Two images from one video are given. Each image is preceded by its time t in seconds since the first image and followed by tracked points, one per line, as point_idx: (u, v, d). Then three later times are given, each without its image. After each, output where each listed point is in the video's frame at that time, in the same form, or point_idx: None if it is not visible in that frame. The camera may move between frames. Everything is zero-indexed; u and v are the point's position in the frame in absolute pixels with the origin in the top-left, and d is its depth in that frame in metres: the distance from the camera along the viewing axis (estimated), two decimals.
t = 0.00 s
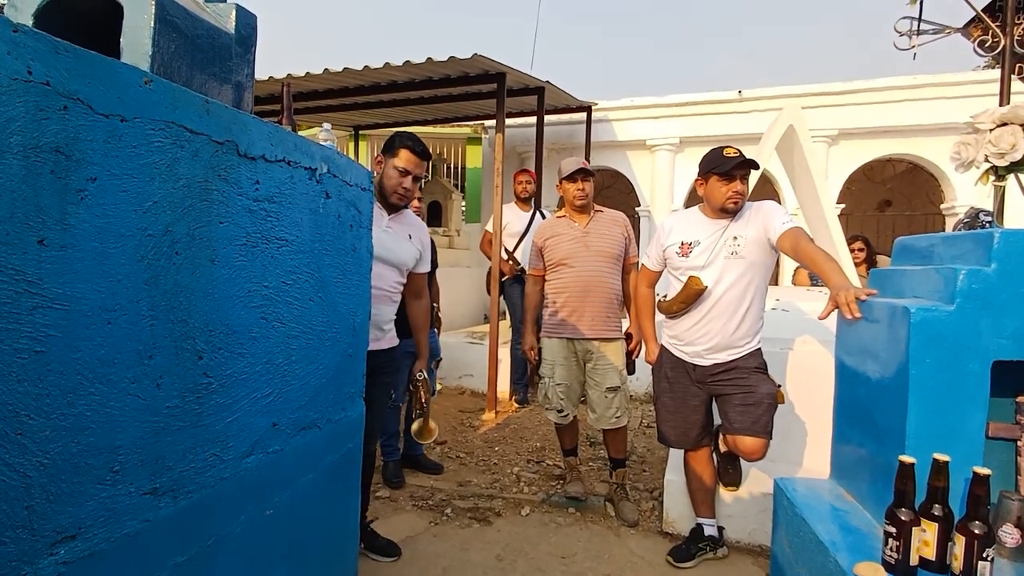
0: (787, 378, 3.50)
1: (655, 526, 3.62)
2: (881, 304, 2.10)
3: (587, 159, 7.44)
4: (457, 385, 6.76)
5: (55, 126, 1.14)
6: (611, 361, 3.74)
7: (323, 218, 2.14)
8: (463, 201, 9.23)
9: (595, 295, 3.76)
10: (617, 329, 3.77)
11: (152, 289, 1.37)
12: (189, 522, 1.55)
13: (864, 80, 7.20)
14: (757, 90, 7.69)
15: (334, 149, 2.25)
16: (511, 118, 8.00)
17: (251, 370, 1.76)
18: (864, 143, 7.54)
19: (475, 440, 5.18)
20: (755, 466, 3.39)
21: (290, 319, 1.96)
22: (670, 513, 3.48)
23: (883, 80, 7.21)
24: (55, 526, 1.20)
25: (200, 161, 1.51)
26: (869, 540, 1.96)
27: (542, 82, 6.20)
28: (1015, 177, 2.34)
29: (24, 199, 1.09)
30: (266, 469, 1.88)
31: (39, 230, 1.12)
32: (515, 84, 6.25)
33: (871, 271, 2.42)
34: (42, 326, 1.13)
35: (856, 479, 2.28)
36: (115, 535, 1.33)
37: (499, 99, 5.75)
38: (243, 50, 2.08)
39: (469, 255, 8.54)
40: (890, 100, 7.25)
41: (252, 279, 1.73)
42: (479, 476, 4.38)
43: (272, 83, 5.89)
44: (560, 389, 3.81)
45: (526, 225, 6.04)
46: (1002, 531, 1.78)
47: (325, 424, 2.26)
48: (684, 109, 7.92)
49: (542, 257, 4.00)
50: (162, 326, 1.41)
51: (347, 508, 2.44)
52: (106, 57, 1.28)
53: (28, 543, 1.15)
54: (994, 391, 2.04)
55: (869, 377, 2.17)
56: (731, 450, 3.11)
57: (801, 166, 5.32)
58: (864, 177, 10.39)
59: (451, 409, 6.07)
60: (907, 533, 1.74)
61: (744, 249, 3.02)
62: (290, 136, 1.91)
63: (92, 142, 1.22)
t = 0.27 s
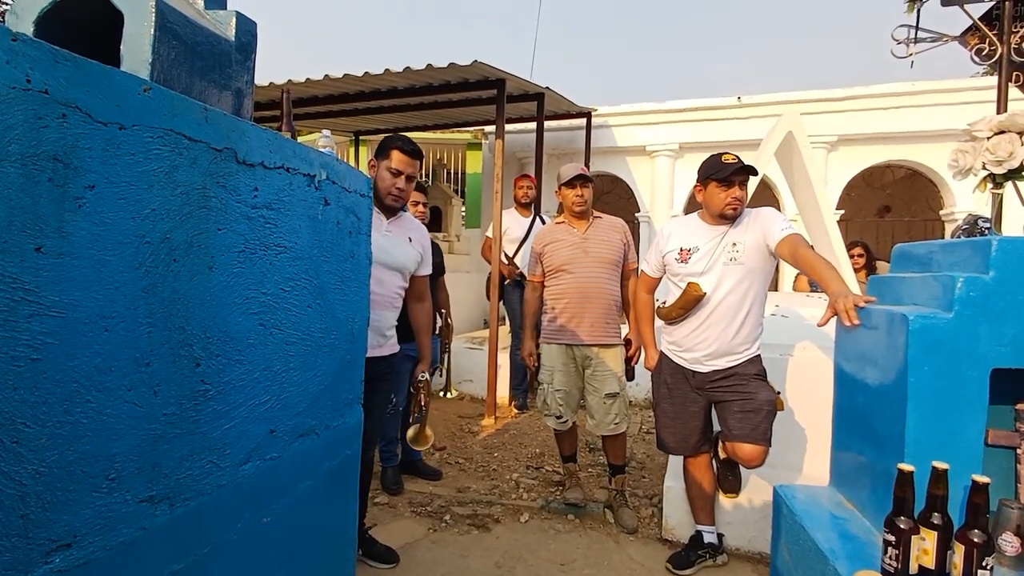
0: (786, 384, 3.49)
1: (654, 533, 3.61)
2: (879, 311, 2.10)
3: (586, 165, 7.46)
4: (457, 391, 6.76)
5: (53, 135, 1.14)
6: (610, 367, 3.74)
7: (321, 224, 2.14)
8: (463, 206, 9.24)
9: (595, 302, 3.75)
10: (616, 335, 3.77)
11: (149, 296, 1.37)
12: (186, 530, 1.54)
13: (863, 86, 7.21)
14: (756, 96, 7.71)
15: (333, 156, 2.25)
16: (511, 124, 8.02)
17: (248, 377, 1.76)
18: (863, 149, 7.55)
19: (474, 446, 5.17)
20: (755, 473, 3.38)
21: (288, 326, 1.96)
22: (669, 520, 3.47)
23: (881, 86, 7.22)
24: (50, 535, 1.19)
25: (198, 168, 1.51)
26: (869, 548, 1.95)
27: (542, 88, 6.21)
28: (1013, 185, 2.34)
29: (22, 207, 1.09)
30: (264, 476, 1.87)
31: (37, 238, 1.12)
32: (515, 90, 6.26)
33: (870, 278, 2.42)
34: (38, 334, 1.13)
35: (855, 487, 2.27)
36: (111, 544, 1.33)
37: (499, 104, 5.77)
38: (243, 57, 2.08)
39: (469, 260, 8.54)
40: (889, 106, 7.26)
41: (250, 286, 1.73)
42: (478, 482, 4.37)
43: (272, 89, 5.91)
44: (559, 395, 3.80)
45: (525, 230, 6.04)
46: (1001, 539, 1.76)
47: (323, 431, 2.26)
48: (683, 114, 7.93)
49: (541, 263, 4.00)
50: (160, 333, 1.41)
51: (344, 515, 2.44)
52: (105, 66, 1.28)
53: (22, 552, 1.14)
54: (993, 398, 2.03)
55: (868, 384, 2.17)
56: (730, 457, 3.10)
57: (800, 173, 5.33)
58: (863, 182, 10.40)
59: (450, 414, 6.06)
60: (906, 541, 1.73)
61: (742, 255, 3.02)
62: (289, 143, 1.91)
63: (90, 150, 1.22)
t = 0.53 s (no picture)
0: (786, 386, 3.49)
1: (654, 535, 3.60)
2: (878, 313, 2.10)
3: (586, 167, 7.46)
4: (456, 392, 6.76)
5: (53, 136, 1.15)
6: (609, 369, 3.74)
7: (320, 226, 2.15)
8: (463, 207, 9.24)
9: (594, 303, 3.75)
10: (615, 336, 3.77)
11: (148, 298, 1.37)
12: (184, 532, 1.54)
13: (863, 88, 7.22)
14: (756, 98, 7.72)
15: (333, 157, 2.26)
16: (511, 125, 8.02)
17: (247, 378, 1.76)
18: (862, 151, 7.56)
19: (474, 447, 5.17)
20: (754, 475, 3.38)
21: (287, 327, 1.96)
22: (669, 522, 3.47)
23: (881, 88, 7.23)
24: (48, 536, 1.19)
25: (197, 170, 1.51)
26: (868, 551, 1.95)
27: (541, 89, 6.21)
28: (1012, 187, 2.34)
29: (21, 208, 1.09)
30: (262, 477, 1.87)
31: (35, 239, 1.12)
32: (515, 92, 6.27)
33: (869, 280, 2.42)
34: (37, 335, 1.13)
35: (855, 489, 2.27)
36: (109, 545, 1.33)
37: (499, 106, 5.77)
38: (242, 59, 2.09)
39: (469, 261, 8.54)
40: (889, 108, 7.26)
41: (249, 287, 1.73)
42: (478, 484, 4.36)
43: (272, 90, 5.91)
44: (558, 397, 3.80)
45: (525, 232, 6.04)
46: (1000, 542, 1.76)
47: (322, 432, 2.25)
48: (683, 116, 7.94)
49: (541, 265, 4.00)
50: (158, 334, 1.41)
51: (343, 517, 2.43)
52: (104, 67, 1.28)
53: (20, 553, 1.14)
54: (992, 400, 2.03)
55: (867, 386, 2.17)
56: (730, 459, 3.10)
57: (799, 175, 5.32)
58: (863, 184, 10.40)
59: (449, 415, 6.06)
60: (905, 544, 1.73)
61: (742, 257, 3.02)
62: (289, 145, 1.91)
63: (89, 151, 1.22)
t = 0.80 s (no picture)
0: (786, 389, 3.49)
1: (654, 537, 3.60)
2: (879, 315, 2.10)
3: (586, 168, 7.46)
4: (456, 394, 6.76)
5: (54, 138, 1.15)
6: (610, 371, 3.74)
7: (321, 227, 2.15)
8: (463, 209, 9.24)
9: (594, 305, 3.75)
10: (615, 338, 3.77)
11: (149, 299, 1.37)
12: (184, 534, 1.54)
13: (863, 90, 7.22)
14: (756, 100, 7.72)
15: (333, 159, 2.26)
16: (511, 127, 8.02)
17: (247, 380, 1.76)
18: (863, 153, 7.56)
19: (474, 449, 5.17)
20: (754, 477, 3.38)
21: (287, 329, 1.96)
22: (669, 524, 3.47)
23: (881, 91, 7.23)
24: (47, 537, 1.19)
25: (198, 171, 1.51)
26: (868, 554, 1.95)
27: (542, 91, 6.22)
28: (1012, 190, 2.34)
29: (22, 210, 1.09)
30: (262, 479, 1.87)
31: (36, 241, 1.12)
32: (515, 93, 6.27)
33: (870, 282, 2.42)
34: (37, 337, 1.13)
35: (855, 492, 2.27)
36: (108, 547, 1.33)
37: (499, 107, 5.77)
38: (243, 61, 2.09)
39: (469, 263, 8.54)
40: (889, 110, 7.26)
41: (249, 289, 1.73)
42: (478, 485, 4.36)
43: (273, 92, 5.92)
44: (558, 399, 3.80)
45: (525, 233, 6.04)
46: (1002, 545, 1.71)
47: (322, 434, 2.25)
48: (683, 118, 7.94)
49: (541, 267, 4.00)
50: (159, 336, 1.41)
51: (343, 518, 2.43)
52: (105, 69, 1.28)
53: (20, 554, 1.14)
54: (993, 403, 2.03)
55: (867, 388, 2.17)
56: (730, 461, 3.09)
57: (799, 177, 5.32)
58: (863, 186, 10.40)
59: (449, 417, 6.06)
60: (905, 547, 1.73)
61: (742, 259, 3.02)
62: (289, 146, 1.91)
63: (90, 153, 1.22)
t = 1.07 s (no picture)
0: (784, 390, 3.49)
1: (652, 539, 3.60)
2: (876, 318, 2.10)
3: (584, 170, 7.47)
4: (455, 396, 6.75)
5: (50, 140, 1.14)
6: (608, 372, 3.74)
7: (319, 229, 2.14)
8: (461, 210, 9.24)
9: (592, 307, 3.75)
10: (613, 340, 3.77)
11: (145, 302, 1.36)
12: (180, 537, 1.53)
13: (860, 93, 7.24)
14: (754, 102, 7.73)
15: (331, 161, 2.26)
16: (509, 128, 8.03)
17: (244, 383, 1.75)
18: (860, 156, 7.58)
19: (472, 451, 5.16)
20: (752, 479, 3.38)
21: (284, 331, 1.95)
22: (667, 526, 3.47)
23: (879, 93, 7.25)
24: (42, 541, 1.18)
25: (195, 174, 1.51)
26: (865, 557, 1.95)
27: (540, 93, 6.22)
28: (1008, 193, 2.34)
29: (18, 212, 1.09)
30: (259, 481, 1.87)
31: (32, 243, 1.11)
32: (513, 95, 6.27)
33: (867, 285, 2.42)
34: (33, 339, 1.13)
35: (853, 494, 2.27)
36: (103, 551, 1.32)
37: (498, 109, 5.77)
38: (241, 62, 2.08)
39: (468, 264, 8.54)
40: (887, 112, 7.28)
41: (247, 291, 1.73)
42: (476, 488, 4.36)
43: (271, 93, 5.91)
44: (556, 401, 3.80)
45: (523, 235, 6.04)
46: (998, 548, 1.70)
47: (319, 436, 2.25)
48: (681, 120, 7.95)
49: (539, 269, 4.00)
50: (155, 339, 1.40)
51: (340, 521, 2.43)
52: (102, 71, 1.28)
53: (14, 558, 1.13)
54: (989, 405, 2.03)
55: (864, 391, 2.17)
56: (728, 463, 3.09)
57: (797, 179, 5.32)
58: (861, 189, 10.42)
59: (447, 419, 6.05)
60: (903, 550, 1.73)
61: (739, 261, 3.02)
62: (286, 148, 1.91)
63: (87, 155, 1.22)
